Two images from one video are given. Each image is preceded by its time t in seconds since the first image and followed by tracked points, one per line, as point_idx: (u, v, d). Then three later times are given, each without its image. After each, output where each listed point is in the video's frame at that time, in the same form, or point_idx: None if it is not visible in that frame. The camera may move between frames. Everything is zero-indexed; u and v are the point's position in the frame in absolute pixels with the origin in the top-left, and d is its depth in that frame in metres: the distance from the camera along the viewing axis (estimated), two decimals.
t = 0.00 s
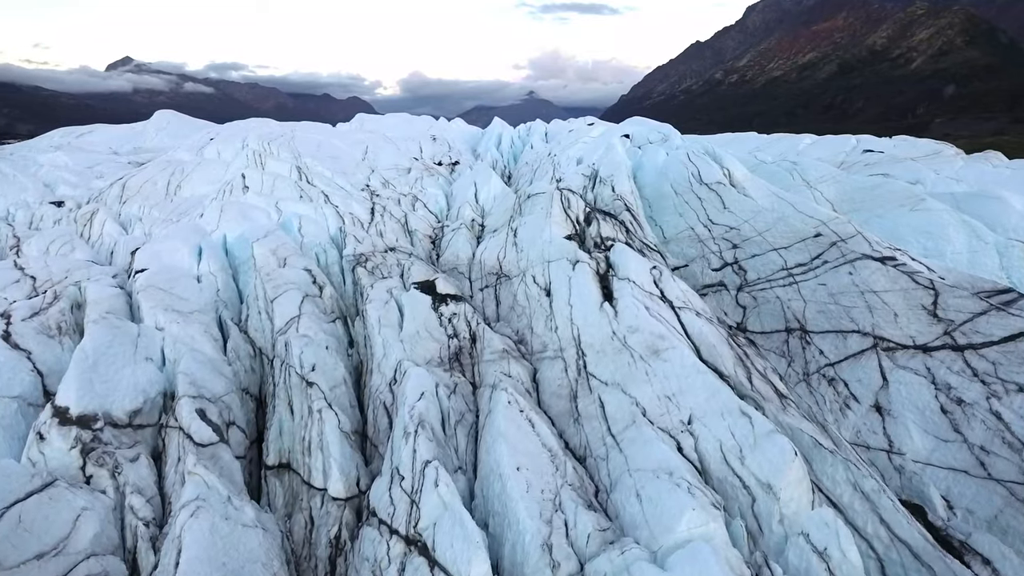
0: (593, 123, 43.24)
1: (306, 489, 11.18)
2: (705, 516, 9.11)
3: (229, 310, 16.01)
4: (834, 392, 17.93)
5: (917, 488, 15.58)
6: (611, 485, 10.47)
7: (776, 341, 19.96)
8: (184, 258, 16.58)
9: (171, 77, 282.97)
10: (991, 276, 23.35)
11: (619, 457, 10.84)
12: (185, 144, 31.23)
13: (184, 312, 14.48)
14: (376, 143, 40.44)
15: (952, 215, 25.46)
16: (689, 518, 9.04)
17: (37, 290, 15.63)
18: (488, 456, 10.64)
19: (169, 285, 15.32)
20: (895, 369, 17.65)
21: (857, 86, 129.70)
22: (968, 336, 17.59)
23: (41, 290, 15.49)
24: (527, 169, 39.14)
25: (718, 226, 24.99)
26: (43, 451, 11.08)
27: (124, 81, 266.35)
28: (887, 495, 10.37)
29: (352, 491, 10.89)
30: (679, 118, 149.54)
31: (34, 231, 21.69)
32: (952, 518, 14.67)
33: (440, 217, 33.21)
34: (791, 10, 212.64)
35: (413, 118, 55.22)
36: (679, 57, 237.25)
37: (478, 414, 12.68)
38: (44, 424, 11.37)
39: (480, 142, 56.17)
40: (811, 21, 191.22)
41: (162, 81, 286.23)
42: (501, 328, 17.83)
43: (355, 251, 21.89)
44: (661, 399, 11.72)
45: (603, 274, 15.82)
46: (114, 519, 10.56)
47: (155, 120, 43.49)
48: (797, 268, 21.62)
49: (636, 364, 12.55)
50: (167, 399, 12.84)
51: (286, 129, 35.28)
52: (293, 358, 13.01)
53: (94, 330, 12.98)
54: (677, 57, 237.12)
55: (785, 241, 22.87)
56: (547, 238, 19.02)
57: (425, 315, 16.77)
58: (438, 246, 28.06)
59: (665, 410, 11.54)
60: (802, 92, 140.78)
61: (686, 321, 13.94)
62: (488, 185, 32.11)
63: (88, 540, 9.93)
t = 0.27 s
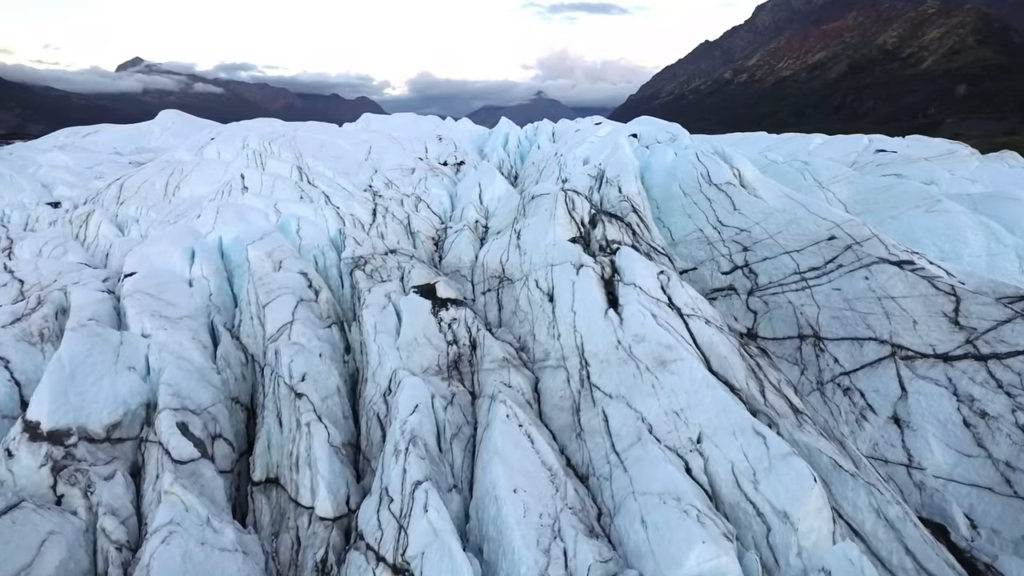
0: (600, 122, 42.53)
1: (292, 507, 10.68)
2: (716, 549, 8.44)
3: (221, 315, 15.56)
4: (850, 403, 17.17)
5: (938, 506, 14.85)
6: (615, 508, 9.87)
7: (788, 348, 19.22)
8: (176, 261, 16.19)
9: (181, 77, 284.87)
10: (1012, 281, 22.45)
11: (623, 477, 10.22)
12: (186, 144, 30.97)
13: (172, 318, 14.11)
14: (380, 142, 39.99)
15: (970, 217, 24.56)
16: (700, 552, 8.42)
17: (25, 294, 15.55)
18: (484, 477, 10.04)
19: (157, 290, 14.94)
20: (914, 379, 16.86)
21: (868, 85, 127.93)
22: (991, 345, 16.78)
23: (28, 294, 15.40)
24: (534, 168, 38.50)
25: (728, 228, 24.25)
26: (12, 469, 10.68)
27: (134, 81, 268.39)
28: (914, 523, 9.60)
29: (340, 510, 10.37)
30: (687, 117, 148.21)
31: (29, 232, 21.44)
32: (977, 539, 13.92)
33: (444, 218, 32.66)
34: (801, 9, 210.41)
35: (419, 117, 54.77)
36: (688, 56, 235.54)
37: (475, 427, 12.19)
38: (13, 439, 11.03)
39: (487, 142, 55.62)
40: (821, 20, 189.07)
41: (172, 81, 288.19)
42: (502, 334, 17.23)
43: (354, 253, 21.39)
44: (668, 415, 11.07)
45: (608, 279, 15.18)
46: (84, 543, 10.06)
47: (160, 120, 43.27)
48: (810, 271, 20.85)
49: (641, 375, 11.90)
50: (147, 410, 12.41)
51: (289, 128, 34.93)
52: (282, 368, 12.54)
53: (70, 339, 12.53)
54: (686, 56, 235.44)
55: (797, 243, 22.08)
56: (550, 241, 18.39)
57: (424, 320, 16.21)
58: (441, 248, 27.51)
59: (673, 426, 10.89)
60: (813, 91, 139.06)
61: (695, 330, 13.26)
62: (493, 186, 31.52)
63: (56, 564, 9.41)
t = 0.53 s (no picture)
0: (608, 121, 41.72)
1: (276, 529, 10.27)
2: None
3: (211, 321, 15.11)
4: (869, 415, 16.32)
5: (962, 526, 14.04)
6: (618, 536, 9.26)
7: (803, 356, 18.42)
8: (167, 266, 15.84)
9: (192, 78, 286.93)
10: None
11: (627, 503, 9.58)
12: (187, 143, 30.77)
13: (157, 325, 13.77)
14: (385, 142, 39.48)
15: (991, 220, 23.55)
16: None
17: (11, 296, 15.36)
18: (478, 502, 9.41)
19: (144, 295, 14.58)
20: (937, 392, 15.98)
21: (881, 84, 125.83)
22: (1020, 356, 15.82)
23: (14, 297, 15.23)
24: (541, 169, 37.75)
25: (739, 230, 23.43)
26: None
27: (146, 82, 270.73)
28: (946, 559, 8.76)
29: (326, 533, 9.88)
30: (698, 117, 146.72)
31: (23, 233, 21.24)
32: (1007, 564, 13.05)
33: (448, 219, 32.04)
34: (813, 7, 207.84)
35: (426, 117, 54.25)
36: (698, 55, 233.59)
37: (471, 443, 11.59)
38: None
39: (494, 142, 54.98)
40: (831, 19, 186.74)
41: (183, 81, 290.37)
42: (503, 341, 16.55)
43: (353, 255, 20.84)
44: (676, 434, 10.34)
45: (613, 285, 14.47)
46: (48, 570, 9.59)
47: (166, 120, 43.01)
48: (825, 276, 20.01)
49: (647, 390, 11.19)
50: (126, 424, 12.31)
51: (291, 127, 34.58)
52: (269, 381, 12.23)
53: (44, 349, 12.30)
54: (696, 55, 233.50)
55: (812, 247, 21.21)
56: (554, 244, 17.69)
57: (423, 327, 15.61)
58: (444, 250, 26.89)
59: (681, 446, 10.17)
60: (825, 90, 137.09)
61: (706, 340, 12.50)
62: (497, 187, 30.86)
63: None
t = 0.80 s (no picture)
0: (616, 120, 40.95)
1: (259, 552, 9.80)
2: None
3: (202, 327, 14.85)
4: (887, 428, 15.53)
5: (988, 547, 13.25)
6: (621, 567, 8.65)
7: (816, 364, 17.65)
8: (157, 270, 15.62)
9: (202, 78, 288.99)
10: None
11: (631, 530, 8.99)
12: (187, 142, 30.70)
13: (143, 331, 13.61)
14: (389, 142, 39.01)
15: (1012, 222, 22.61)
16: None
17: None
18: (470, 528, 8.83)
19: (131, 301, 14.42)
20: (959, 404, 15.15)
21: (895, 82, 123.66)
22: None
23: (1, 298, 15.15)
24: (548, 169, 37.08)
25: (749, 233, 22.69)
26: None
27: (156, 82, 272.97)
28: None
29: (311, 557, 9.45)
30: (707, 116, 145.30)
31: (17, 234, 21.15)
32: None
33: (451, 220, 31.43)
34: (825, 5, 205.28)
35: (433, 117, 53.71)
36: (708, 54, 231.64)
37: (467, 460, 11.03)
38: None
39: (501, 141, 54.39)
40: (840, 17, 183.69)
41: (193, 82, 292.54)
42: (504, 348, 15.91)
43: (351, 258, 20.33)
44: (684, 454, 9.67)
45: (618, 291, 13.83)
46: None
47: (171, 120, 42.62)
48: (840, 281, 19.21)
49: (653, 405, 10.55)
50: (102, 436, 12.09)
51: (293, 126, 34.27)
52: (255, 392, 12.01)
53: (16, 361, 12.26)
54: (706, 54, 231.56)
55: (826, 249, 20.39)
56: (557, 248, 17.04)
57: (417, 336, 15.36)
58: (446, 252, 26.32)
59: (690, 467, 9.51)
60: (837, 89, 135.12)
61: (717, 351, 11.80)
62: (501, 187, 30.26)
63: None
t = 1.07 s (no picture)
0: (624, 120, 40.10)
1: None
2: None
3: (189, 333, 14.68)
4: (908, 443, 14.61)
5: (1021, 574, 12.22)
6: None
7: (832, 374, 16.77)
8: (145, 274, 15.37)
9: (212, 78, 290.94)
10: None
11: (634, 564, 8.31)
12: (188, 141, 30.66)
13: (124, 339, 13.44)
14: (393, 141, 38.47)
15: None
16: None
17: None
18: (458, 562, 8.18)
19: (113, 307, 14.20)
20: (987, 419, 14.14)
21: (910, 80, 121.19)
22: None
23: None
24: (555, 169, 36.35)
25: (761, 235, 21.86)
26: None
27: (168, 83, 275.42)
28: None
29: None
30: (718, 115, 143.75)
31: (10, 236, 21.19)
32: None
33: (455, 221, 30.79)
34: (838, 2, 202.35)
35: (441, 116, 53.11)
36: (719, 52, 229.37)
37: (461, 480, 10.43)
38: None
39: (509, 141, 53.73)
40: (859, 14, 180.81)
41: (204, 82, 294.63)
42: (504, 357, 15.23)
43: (350, 261, 19.76)
44: (693, 479, 8.95)
45: (624, 298, 13.11)
46: None
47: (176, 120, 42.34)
48: (856, 286, 18.26)
49: (660, 424, 9.83)
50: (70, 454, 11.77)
51: (295, 126, 33.93)
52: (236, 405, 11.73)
53: None
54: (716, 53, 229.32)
55: (842, 253, 19.43)
56: (560, 251, 16.33)
57: (413, 345, 14.90)
58: (448, 254, 25.69)
59: (701, 493, 8.79)
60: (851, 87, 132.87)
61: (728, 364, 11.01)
62: (506, 188, 29.59)
63: None
